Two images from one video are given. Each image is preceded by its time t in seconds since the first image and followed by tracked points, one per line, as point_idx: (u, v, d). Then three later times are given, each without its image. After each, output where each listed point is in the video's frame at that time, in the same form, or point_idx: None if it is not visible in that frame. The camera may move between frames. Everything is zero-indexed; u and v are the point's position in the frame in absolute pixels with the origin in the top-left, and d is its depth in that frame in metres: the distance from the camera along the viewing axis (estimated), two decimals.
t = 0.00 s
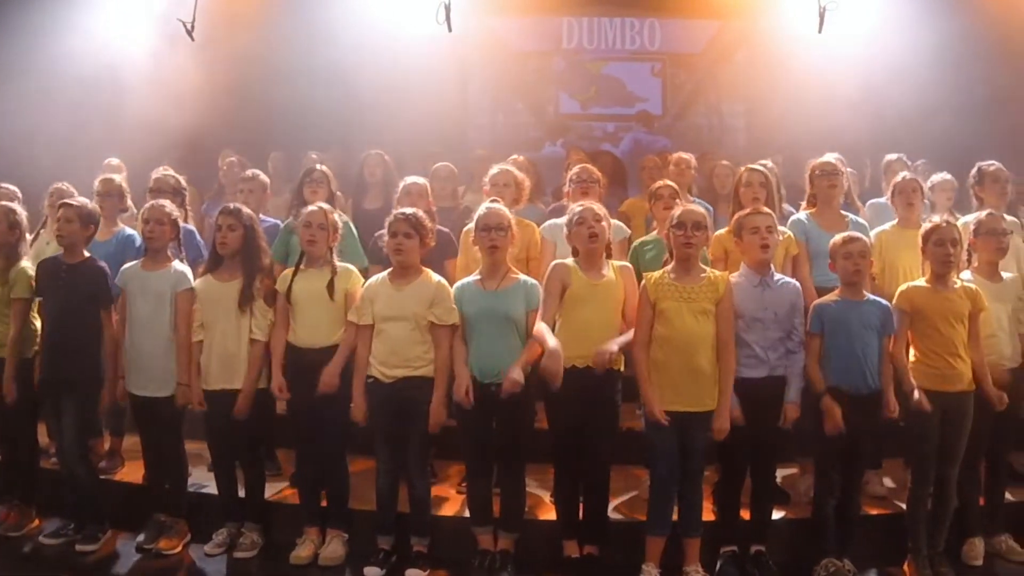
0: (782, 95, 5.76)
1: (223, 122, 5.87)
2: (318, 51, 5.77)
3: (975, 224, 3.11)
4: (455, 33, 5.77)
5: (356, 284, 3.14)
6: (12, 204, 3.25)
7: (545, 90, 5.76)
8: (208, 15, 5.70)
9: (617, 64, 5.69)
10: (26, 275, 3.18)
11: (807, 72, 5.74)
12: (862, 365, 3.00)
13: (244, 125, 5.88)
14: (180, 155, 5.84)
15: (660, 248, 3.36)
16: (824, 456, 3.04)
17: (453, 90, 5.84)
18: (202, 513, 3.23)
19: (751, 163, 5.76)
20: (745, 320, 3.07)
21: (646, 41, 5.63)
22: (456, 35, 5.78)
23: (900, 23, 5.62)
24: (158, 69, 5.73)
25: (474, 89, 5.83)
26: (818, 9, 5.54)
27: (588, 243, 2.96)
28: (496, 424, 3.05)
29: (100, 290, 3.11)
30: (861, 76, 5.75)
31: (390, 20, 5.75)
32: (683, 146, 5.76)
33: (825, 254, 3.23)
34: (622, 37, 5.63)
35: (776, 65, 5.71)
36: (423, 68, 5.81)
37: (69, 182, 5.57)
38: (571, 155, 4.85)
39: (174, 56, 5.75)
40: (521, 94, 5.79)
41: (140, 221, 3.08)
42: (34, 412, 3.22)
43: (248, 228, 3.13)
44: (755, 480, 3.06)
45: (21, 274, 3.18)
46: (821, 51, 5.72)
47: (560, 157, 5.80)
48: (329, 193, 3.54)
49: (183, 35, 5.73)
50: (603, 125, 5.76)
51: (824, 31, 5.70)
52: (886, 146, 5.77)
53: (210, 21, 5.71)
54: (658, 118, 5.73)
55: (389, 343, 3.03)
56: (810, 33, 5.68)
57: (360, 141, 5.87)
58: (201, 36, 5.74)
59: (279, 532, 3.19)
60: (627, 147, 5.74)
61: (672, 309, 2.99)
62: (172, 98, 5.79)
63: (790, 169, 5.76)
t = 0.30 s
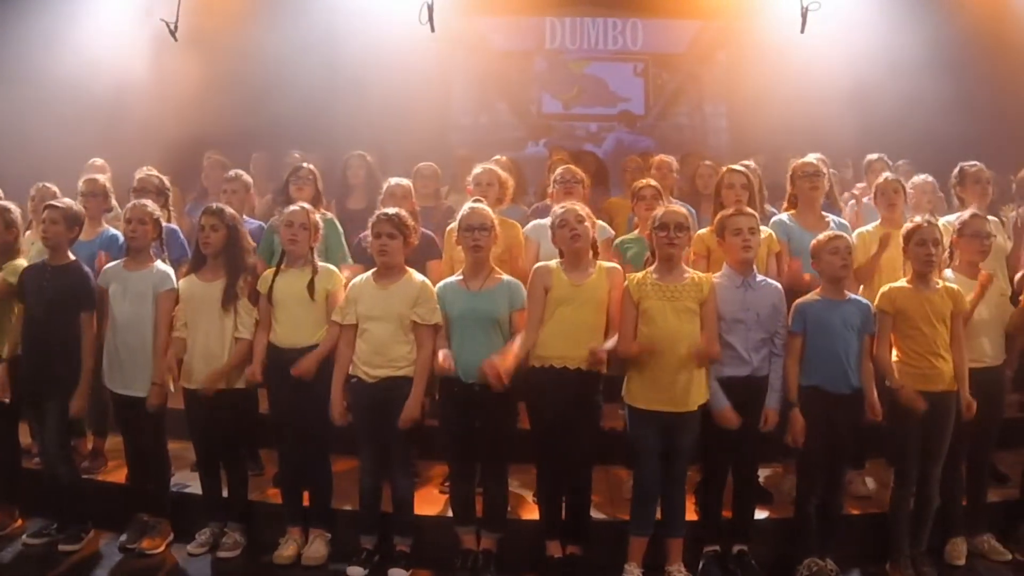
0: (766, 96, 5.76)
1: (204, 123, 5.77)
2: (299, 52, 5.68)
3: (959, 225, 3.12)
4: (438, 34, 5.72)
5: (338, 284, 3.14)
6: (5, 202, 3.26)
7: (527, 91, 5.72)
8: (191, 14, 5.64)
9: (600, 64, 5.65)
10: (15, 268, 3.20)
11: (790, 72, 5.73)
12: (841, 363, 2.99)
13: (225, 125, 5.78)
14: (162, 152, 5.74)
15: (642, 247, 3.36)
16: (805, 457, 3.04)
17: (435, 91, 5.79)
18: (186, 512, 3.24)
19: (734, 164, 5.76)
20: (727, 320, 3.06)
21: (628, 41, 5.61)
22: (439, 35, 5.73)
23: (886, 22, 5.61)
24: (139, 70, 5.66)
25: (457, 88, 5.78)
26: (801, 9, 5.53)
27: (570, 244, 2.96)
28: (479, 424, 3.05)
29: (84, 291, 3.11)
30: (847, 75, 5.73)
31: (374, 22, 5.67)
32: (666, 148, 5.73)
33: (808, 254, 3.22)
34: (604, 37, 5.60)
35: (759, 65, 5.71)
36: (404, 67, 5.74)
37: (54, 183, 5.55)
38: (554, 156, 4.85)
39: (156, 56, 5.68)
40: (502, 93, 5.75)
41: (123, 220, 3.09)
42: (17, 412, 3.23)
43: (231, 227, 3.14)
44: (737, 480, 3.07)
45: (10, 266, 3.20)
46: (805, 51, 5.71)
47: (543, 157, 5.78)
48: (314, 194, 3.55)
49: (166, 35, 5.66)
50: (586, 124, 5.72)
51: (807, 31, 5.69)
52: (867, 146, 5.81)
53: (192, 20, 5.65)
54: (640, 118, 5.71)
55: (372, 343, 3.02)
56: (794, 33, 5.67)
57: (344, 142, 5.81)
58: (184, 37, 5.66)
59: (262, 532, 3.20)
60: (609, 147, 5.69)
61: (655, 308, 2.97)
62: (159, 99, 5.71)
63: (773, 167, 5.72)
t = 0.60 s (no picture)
0: (746, 94, 5.68)
1: (185, 121, 5.75)
2: (280, 50, 5.67)
3: (943, 225, 3.10)
4: (421, 34, 5.69)
5: (322, 284, 3.14)
6: None
7: (508, 90, 5.61)
8: (177, 14, 5.69)
9: (582, 64, 5.60)
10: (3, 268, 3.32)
11: (773, 71, 5.71)
12: (823, 363, 3.02)
13: (203, 126, 5.75)
14: (146, 152, 5.76)
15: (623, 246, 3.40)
16: (788, 457, 3.04)
17: (416, 92, 5.72)
18: (169, 512, 3.24)
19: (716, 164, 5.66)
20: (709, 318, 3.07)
21: (611, 40, 5.56)
22: (421, 35, 5.70)
23: (869, 21, 5.63)
24: (122, 69, 5.73)
25: (439, 87, 5.71)
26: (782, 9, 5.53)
27: (547, 245, 2.97)
28: (462, 424, 3.04)
29: (69, 290, 3.14)
30: (831, 74, 5.72)
31: (355, 23, 5.65)
32: (649, 148, 5.63)
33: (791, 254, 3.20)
34: (586, 37, 5.56)
35: (743, 65, 5.67)
36: (383, 68, 5.69)
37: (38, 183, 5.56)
38: (537, 155, 4.84)
39: (137, 55, 5.72)
40: (483, 93, 5.65)
41: (107, 220, 3.09)
42: None
43: (213, 226, 3.15)
44: (719, 479, 3.07)
45: None
46: (787, 51, 5.70)
47: (526, 157, 5.65)
48: (300, 194, 3.54)
49: (149, 34, 5.71)
50: (569, 124, 5.64)
51: (790, 31, 5.68)
52: (848, 146, 5.78)
53: (177, 19, 5.70)
54: (623, 118, 5.62)
55: (355, 342, 3.02)
56: (776, 33, 5.67)
57: (323, 142, 5.76)
58: (168, 36, 5.70)
59: (245, 531, 3.20)
60: (592, 147, 5.63)
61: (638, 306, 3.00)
62: (147, 97, 5.75)
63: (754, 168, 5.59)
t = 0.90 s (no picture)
0: (728, 93, 5.73)
1: (169, 120, 5.78)
2: (264, 50, 5.69)
3: (926, 225, 3.13)
4: (404, 34, 5.69)
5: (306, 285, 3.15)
6: None
7: (492, 89, 5.61)
8: (160, 13, 5.70)
9: (565, 64, 5.59)
10: None
11: (754, 71, 5.73)
12: (807, 361, 3.03)
13: (190, 125, 5.77)
14: (130, 152, 5.76)
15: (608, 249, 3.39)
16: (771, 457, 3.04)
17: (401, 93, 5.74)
18: (152, 512, 3.24)
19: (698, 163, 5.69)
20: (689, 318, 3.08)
21: (593, 40, 5.58)
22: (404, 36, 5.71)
23: (849, 20, 5.65)
24: (106, 70, 5.73)
25: (423, 88, 5.71)
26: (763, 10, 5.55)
27: (524, 245, 2.99)
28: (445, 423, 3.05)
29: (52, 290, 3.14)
30: (812, 74, 5.73)
31: (338, 24, 5.68)
32: (631, 148, 5.68)
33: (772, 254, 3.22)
34: (568, 37, 5.56)
35: (725, 65, 5.70)
36: (366, 68, 5.72)
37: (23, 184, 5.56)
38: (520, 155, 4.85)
39: (121, 55, 5.73)
40: (468, 93, 5.66)
41: (91, 221, 3.09)
42: None
43: (195, 227, 3.17)
44: (702, 480, 3.07)
45: None
46: (768, 51, 5.72)
47: (508, 157, 5.66)
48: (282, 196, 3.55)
49: (132, 35, 5.71)
50: (552, 124, 5.65)
51: (772, 32, 5.70)
52: (832, 146, 5.79)
53: (161, 19, 5.70)
54: (605, 118, 5.66)
55: (338, 342, 3.03)
56: (757, 33, 5.69)
57: (307, 141, 5.79)
58: (151, 36, 5.70)
59: (229, 531, 3.20)
60: (575, 147, 5.64)
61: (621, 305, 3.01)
62: (131, 97, 5.76)
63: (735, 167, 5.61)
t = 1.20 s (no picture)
0: (712, 94, 5.74)
1: (150, 120, 5.75)
2: (246, 50, 5.65)
3: (907, 225, 3.12)
4: (386, 34, 5.67)
5: (288, 285, 3.15)
6: None
7: (474, 90, 5.67)
8: (141, 13, 5.65)
9: (547, 64, 5.60)
10: None
11: (739, 72, 5.73)
12: (788, 363, 3.03)
13: (173, 125, 5.76)
14: (113, 153, 5.75)
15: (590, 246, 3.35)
16: (752, 456, 3.04)
17: (384, 93, 5.73)
18: (135, 511, 3.24)
19: (681, 163, 5.74)
20: (673, 319, 3.06)
21: (575, 40, 5.58)
22: (387, 37, 5.69)
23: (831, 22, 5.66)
24: (89, 70, 5.70)
25: (406, 88, 5.72)
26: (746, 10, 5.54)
27: (507, 245, 2.98)
28: (428, 422, 3.05)
29: (34, 289, 3.14)
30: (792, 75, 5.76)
31: (320, 21, 5.64)
32: (613, 146, 5.70)
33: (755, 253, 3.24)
34: (551, 37, 5.56)
35: (709, 65, 5.69)
36: (348, 68, 5.70)
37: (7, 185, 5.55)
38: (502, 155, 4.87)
39: (103, 54, 5.68)
40: (451, 95, 5.70)
41: (73, 221, 3.09)
42: None
43: (179, 227, 3.17)
44: (684, 479, 3.07)
45: None
46: (752, 51, 5.71)
47: (493, 156, 5.72)
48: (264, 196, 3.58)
49: (115, 35, 5.67)
50: (534, 124, 5.68)
51: (755, 31, 5.69)
52: (816, 147, 5.82)
53: (141, 19, 5.65)
54: (588, 118, 5.67)
55: (320, 343, 3.03)
56: (740, 33, 5.68)
57: (290, 141, 5.80)
58: (133, 36, 5.67)
59: (212, 530, 3.21)
60: (558, 147, 5.67)
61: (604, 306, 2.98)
62: (112, 97, 5.73)
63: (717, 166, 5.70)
